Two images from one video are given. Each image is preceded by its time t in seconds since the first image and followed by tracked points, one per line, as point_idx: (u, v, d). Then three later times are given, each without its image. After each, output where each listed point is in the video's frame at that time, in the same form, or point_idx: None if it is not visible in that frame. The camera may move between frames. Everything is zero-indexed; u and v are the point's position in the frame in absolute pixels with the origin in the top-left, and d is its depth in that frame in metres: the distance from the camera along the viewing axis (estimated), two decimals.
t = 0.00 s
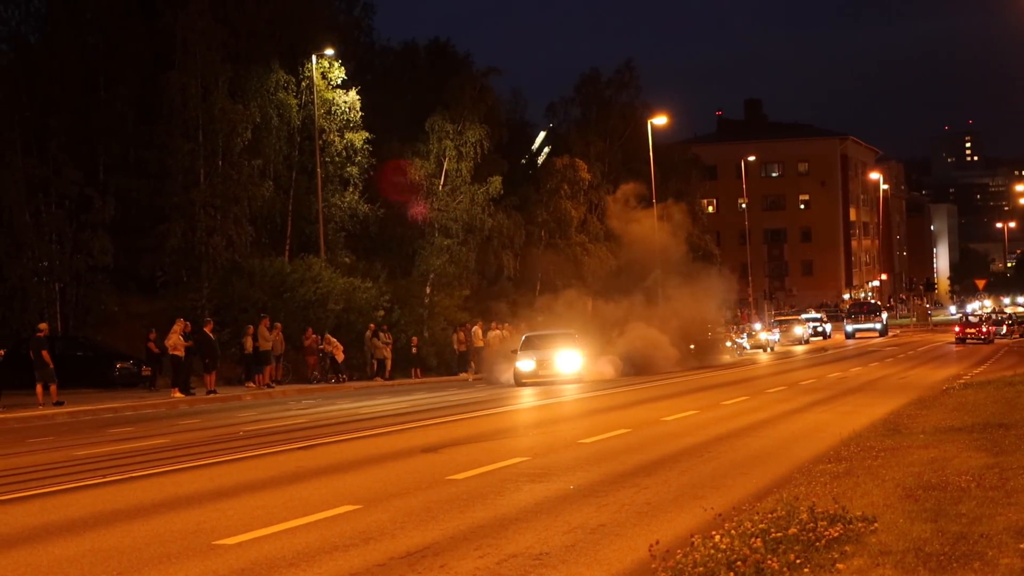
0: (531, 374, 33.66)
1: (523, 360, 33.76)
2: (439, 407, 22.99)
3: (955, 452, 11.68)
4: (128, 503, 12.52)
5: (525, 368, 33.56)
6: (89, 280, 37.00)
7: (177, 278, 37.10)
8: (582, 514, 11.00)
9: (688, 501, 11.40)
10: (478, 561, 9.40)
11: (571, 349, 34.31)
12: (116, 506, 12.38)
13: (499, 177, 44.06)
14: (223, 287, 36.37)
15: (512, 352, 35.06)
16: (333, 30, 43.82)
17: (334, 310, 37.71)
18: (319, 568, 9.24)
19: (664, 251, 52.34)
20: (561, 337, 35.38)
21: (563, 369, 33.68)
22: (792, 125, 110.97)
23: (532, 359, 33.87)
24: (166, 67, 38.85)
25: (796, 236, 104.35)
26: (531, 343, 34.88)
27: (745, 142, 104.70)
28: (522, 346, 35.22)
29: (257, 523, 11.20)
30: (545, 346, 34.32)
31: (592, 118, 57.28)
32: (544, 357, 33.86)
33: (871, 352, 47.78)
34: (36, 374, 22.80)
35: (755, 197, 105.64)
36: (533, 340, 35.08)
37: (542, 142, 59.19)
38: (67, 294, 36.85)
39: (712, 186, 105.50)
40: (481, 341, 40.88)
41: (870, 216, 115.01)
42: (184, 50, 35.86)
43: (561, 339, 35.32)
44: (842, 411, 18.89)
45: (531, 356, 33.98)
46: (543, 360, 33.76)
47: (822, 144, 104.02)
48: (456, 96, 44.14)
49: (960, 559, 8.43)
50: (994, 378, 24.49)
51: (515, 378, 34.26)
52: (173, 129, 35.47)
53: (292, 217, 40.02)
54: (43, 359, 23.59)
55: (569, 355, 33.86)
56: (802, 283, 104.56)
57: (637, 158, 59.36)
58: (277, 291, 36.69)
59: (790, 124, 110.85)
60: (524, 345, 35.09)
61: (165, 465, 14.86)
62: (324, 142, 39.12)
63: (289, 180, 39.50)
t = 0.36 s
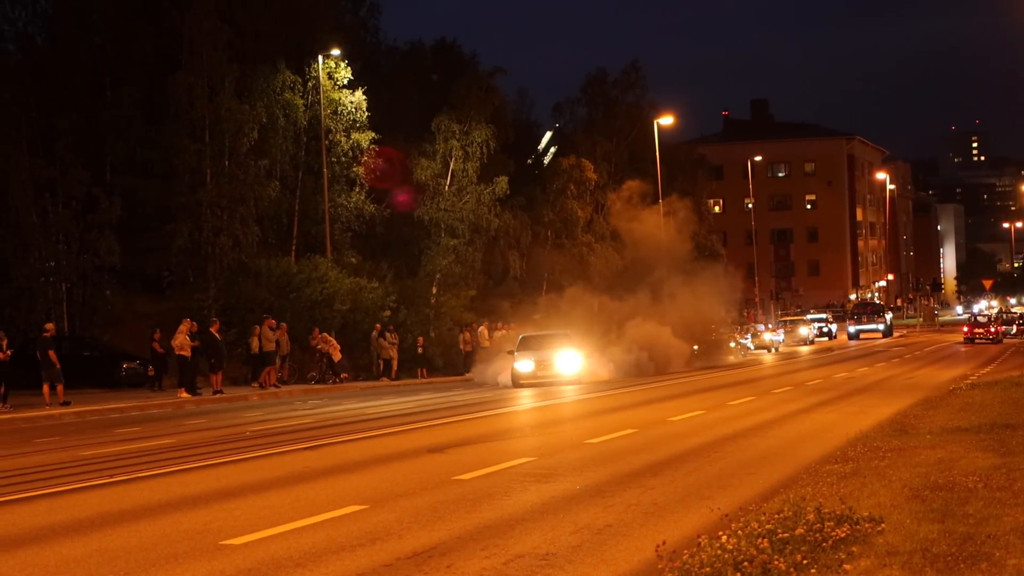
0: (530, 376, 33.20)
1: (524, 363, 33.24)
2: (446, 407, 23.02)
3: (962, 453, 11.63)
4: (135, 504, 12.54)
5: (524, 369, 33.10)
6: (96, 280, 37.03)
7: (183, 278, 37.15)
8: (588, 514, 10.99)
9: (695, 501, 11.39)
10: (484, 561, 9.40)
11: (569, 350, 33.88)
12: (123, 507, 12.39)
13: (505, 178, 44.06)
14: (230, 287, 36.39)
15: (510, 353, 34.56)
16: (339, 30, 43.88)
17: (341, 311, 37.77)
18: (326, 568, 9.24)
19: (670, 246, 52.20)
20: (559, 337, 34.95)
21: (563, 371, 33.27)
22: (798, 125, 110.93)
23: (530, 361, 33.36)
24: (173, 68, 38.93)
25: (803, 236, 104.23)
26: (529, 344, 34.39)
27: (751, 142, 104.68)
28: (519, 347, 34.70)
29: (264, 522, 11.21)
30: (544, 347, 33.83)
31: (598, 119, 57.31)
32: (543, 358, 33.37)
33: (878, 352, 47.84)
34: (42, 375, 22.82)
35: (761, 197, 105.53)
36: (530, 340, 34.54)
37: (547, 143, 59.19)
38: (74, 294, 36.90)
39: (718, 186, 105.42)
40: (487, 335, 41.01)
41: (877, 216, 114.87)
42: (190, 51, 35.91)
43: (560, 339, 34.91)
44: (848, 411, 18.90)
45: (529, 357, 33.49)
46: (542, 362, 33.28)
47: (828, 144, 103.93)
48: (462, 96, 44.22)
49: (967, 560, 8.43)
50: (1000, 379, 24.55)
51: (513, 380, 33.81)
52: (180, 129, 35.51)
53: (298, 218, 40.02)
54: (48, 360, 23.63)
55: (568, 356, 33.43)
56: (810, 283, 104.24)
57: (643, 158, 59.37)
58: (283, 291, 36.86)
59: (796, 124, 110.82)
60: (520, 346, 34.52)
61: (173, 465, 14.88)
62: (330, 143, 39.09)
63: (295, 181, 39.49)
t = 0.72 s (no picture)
0: (542, 376, 32.58)
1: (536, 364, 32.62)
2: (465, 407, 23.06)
3: (981, 454, 11.58)
4: (154, 503, 12.61)
5: (536, 370, 32.43)
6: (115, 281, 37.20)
7: (202, 279, 37.29)
8: (606, 515, 10.99)
9: (713, 501, 11.39)
10: (503, 561, 9.41)
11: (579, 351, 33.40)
12: (142, 506, 12.46)
13: (523, 178, 44.13)
14: (248, 288, 36.41)
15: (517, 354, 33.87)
16: (358, 31, 44.01)
17: (359, 310, 37.58)
18: (345, 568, 9.27)
19: (686, 244, 52.41)
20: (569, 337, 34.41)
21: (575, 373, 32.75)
22: (816, 125, 110.70)
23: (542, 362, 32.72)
24: (190, 69, 39.11)
25: (821, 236, 103.89)
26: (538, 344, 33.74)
27: (768, 142, 104.52)
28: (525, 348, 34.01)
29: (282, 522, 11.25)
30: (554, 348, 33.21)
31: (616, 119, 57.39)
32: (555, 359, 32.75)
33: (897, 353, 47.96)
34: (62, 375, 22.94)
35: (779, 197, 105.25)
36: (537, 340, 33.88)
37: (565, 143, 59.18)
38: (93, 294, 37.07)
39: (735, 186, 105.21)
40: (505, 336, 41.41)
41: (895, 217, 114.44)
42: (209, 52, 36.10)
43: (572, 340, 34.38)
44: (867, 411, 18.91)
45: (540, 357, 32.85)
46: (553, 361, 32.68)
47: (847, 144, 103.71)
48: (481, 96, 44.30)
49: (985, 561, 8.42)
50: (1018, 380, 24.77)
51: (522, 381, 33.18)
52: (198, 130, 35.65)
53: (317, 218, 40.03)
54: (68, 359, 23.76)
55: (580, 357, 32.88)
56: (828, 283, 103.91)
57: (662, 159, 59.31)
58: (301, 291, 36.91)
59: (813, 124, 110.58)
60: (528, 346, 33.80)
61: (193, 464, 14.96)
62: (349, 143, 39.37)
63: (314, 181, 39.49)
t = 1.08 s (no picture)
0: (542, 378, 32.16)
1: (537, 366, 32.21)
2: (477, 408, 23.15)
3: (990, 455, 11.54)
4: (163, 504, 12.64)
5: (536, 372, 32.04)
6: (125, 282, 37.29)
7: (211, 280, 37.39)
8: (615, 515, 11.00)
9: (722, 502, 11.40)
10: (512, 562, 9.42)
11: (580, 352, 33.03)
12: (151, 507, 12.50)
13: (532, 179, 44.20)
14: (258, 290, 36.81)
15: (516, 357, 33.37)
16: (368, 32, 44.16)
17: (368, 312, 37.42)
18: (353, 569, 9.29)
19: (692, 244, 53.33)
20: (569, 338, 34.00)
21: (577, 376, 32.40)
22: (825, 126, 110.59)
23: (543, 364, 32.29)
24: (199, 69, 39.17)
25: (831, 237, 103.73)
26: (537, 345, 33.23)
27: (777, 143, 104.47)
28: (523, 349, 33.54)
29: (291, 523, 11.28)
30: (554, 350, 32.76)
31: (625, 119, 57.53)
32: (555, 361, 32.31)
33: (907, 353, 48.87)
34: (72, 376, 23.01)
35: (789, 198, 105.12)
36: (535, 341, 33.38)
37: (575, 144, 59.18)
38: (103, 295, 37.16)
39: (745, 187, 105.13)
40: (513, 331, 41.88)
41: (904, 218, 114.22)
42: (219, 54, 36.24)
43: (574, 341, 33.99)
44: (876, 411, 19.01)
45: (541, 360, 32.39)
46: (554, 364, 32.23)
47: (857, 145, 103.74)
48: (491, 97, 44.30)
49: (994, 563, 8.43)
50: None
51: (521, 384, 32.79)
52: (208, 131, 35.75)
53: (326, 219, 40.02)
54: (78, 360, 23.82)
55: (581, 359, 32.48)
56: (838, 284, 102.88)
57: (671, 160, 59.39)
58: (311, 291, 36.93)
59: (823, 125, 110.50)
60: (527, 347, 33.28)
61: (204, 465, 15.03)
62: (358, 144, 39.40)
63: (323, 182, 39.50)
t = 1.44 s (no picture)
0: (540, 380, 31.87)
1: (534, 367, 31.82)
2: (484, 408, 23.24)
3: (996, 456, 11.52)
4: (170, 504, 12.67)
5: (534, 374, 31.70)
6: (132, 283, 37.40)
7: (218, 280, 37.46)
8: (621, 516, 11.00)
9: (728, 503, 11.40)
10: (518, 563, 9.42)
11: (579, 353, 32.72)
12: (158, 507, 12.52)
13: (538, 180, 44.29)
14: (264, 291, 36.59)
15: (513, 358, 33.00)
16: (374, 33, 44.29)
17: (374, 313, 37.56)
18: (359, 570, 9.29)
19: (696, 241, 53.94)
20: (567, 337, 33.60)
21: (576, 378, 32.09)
22: (831, 125, 110.50)
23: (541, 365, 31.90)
24: (206, 70, 39.15)
25: (837, 237, 103.73)
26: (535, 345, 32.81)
27: (783, 143, 104.36)
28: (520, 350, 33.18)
29: (297, 524, 11.29)
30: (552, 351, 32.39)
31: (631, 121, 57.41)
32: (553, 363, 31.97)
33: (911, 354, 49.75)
34: (79, 377, 23.07)
35: (795, 198, 105.05)
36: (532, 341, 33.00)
37: (581, 145, 59.04)
38: (109, 296, 37.23)
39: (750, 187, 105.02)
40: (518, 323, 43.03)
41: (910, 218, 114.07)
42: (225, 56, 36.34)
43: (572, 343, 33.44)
44: (881, 412, 19.00)
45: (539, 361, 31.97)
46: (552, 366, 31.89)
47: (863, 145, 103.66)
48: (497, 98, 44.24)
49: (1002, 564, 8.44)
50: None
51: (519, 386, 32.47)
52: (214, 132, 35.80)
53: (332, 220, 39.91)
54: (85, 361, 23.89)
55: (581, 361, 32.08)
56: (844, 284, 103.37)
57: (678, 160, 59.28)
58: (317, 292, 36.99)
59: (829, 125, 110.42)
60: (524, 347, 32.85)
61: (211, 465, 15.06)
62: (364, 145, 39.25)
63: (330, 183, 39.50)
